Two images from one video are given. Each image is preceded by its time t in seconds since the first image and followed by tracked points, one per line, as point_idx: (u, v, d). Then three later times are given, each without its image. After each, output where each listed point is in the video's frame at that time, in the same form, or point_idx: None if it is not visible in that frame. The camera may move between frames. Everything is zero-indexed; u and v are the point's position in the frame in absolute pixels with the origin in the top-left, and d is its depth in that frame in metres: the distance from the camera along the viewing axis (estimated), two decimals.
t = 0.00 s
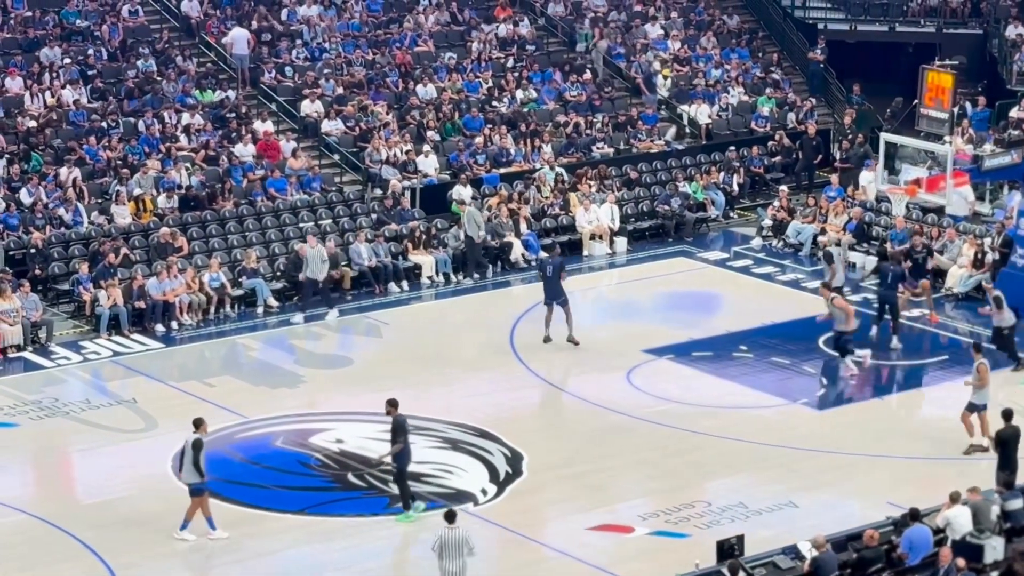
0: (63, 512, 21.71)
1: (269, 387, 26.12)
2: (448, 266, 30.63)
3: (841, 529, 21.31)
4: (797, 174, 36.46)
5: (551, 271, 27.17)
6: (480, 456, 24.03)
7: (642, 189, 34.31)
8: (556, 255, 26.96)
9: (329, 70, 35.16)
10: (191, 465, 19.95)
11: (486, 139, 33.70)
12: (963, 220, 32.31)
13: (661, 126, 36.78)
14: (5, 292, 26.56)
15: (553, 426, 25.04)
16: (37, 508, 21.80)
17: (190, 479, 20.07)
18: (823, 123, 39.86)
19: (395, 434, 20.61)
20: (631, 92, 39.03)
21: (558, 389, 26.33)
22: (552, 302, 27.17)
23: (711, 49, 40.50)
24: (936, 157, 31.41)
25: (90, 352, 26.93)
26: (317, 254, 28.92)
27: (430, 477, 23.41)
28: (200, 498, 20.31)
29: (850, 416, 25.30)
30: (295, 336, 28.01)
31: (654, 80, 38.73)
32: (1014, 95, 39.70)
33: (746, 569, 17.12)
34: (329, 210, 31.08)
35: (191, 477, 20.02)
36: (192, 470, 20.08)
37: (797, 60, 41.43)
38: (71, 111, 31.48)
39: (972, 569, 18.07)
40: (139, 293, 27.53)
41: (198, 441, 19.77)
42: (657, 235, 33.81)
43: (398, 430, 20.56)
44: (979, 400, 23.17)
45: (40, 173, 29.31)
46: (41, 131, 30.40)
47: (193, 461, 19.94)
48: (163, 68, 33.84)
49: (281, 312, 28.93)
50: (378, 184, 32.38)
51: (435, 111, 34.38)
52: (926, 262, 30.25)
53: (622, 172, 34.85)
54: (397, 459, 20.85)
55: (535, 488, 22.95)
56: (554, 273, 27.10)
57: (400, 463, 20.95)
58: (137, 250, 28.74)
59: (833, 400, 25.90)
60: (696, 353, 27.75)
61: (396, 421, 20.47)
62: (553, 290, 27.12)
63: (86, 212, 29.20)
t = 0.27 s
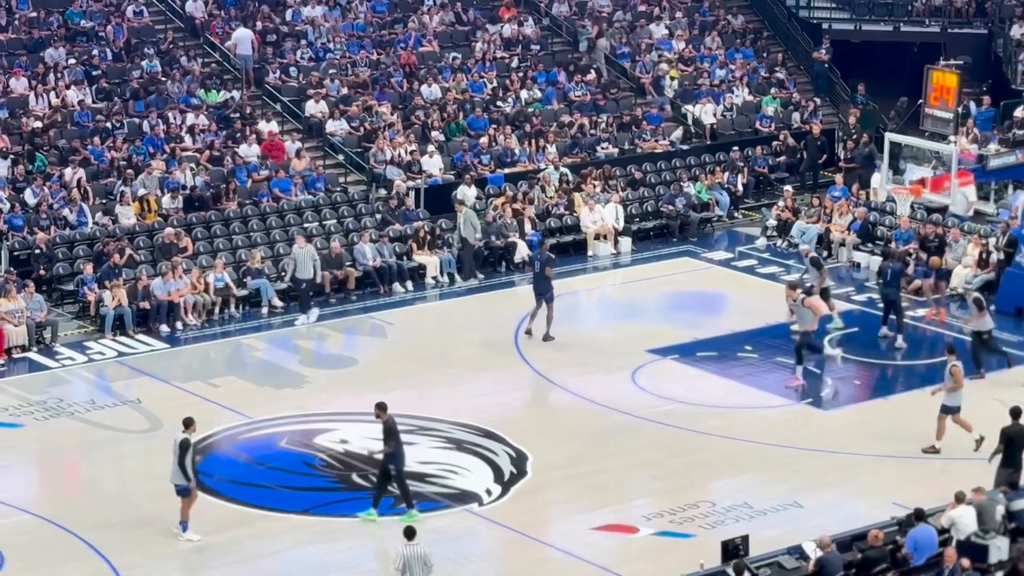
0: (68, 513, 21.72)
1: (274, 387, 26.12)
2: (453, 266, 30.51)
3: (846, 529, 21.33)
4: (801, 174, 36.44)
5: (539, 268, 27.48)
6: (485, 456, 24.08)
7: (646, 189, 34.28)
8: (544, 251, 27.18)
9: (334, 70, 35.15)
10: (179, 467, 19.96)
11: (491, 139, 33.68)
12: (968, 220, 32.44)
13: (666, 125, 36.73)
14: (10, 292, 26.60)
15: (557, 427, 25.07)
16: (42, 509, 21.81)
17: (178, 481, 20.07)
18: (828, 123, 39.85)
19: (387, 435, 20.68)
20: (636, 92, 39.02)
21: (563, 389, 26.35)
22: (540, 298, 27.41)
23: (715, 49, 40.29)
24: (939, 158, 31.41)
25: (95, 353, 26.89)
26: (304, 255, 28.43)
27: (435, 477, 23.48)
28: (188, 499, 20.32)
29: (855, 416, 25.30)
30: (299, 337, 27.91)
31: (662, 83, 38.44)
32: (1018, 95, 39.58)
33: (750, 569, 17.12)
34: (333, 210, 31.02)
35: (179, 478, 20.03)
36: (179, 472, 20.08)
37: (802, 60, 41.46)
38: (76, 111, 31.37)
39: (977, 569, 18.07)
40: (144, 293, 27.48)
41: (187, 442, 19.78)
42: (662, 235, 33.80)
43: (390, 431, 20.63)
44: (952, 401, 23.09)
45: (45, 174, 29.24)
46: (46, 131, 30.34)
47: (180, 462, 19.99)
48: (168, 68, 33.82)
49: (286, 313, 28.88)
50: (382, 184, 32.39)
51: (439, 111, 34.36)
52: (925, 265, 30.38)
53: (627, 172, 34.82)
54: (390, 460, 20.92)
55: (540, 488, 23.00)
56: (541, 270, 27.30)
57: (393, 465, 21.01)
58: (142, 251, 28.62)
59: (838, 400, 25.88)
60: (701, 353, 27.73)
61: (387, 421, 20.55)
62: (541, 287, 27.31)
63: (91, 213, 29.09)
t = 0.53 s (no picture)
0: (74, 512, 21.72)
1: (279, 385, 26.13)
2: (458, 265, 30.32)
3: (852, 527, 21.34)
4: (807, 173, 36.41)
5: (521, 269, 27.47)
6: (490, 455, 24.12)
7: (652, 187, 34.23)
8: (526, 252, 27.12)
9: (340, 69, 35.14)
10: (168, 466, 19.95)
11: (496, 138, 33.66)
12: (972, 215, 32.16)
13: (671, 124, 36.63)
14: (16, 290, 26.59)
15: (563, 426, 25.08)
16: (48, 507, 21.83)
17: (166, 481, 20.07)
18: (834, 122, 39.85)
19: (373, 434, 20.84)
20: (642, 90, 38.99)
21: (568, 387, 26.37)
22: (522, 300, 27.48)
23: (721, 48, 40.47)
24: (947, 156, 32.24)
25: (100, 351, 26.87)
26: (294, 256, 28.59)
27: (440, 476, 23.51)
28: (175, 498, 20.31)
29: (861, 414, 25.28)
30: (305, 336, 27.83)
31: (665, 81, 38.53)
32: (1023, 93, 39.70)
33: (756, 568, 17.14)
34: (339, 208, 30.97)
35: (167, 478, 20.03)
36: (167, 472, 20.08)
37: (808, 59, 41.41)
38: (81, 109, 31.27)
39: (983, 569, 18.07)
40: (150, 292, 27.38)
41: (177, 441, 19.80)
42: (667, 234, 33.69)
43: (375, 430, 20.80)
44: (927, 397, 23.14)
45: (51, 172, 29.10)
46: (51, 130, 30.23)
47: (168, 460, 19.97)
48: (174, 67, 33.79)
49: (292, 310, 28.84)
50: (388, 182, 32.37)
51: (445, 110, 34.32)
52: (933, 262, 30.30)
53: (632, 171, 34.79)
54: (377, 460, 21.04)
55: (545, 487, 23.05)
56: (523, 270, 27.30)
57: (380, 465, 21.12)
58: (148, 249, 28.42)
59: (843, 399, 25.87)
60: (708, 351, 27.70)
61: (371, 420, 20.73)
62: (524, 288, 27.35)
63: (96, 211, 28.92)
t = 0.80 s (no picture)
0: (85, 510, 21.79)
1: (287, 382, 26.16)
2: (467, 262, 30.27)
3: (860, 525, 21.38)
4: (816, 170, 36.38)
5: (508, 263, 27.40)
6: (497, 452, 24.17)
7: (660, 184, 34.23)
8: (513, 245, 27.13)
9: (348, 65, 35.12)
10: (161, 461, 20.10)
11: (504, 135, 33.63)
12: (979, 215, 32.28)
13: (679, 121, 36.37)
14: (24, 286, 26.53)
15: (571, 423, 25.11)
16: (58, 504, 21.88)
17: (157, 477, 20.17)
18: (842, 119, 39.86)
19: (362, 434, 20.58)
20: (649, 87, 39.00)
21: (575, 384, 26.40)
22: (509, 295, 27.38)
23: (728, 46, 40.16)
24: (954, 153, 32.59)
25: (108, 347, 26.89)
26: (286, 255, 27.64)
27: (448, 472, 23.55)
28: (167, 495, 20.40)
29: (869, 411, 25.31)
30: (313, 333, 27.79)
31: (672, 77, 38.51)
32: None
33: (763, 565, 17.20)
34: (347, 205, 30.87)
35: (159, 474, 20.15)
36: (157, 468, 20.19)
37: (816, 56, 41.49)
38: (90, 105, 31.30)
39: (990, 566, 18.06)
40: (157, 288, 27.29)
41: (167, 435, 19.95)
42: (675, 231, 33.65)
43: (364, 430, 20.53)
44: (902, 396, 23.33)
45: (59, 168, 28.94)
46: (60, 125, 30.19)
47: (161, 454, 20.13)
48: (182, 63, 33.77)
49: (300, 307, 28.84)
50: (395, 179, 32.27)
51: (453, 106, 34.31)
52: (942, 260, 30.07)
53: (640, 168, 34.75)
54: (366, 460, 20.79)
55: (553, 484, 23.10)
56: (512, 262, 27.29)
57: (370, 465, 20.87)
58: (155, 245, 28.38)
59: (850, 396, 25.90)
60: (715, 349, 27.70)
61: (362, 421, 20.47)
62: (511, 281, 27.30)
63: (104, 207, 28.78)
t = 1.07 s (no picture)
0: (99, 506, 21.86)
1: (297, 376, 26.17)
2: (477, 256, 30.00)
3: (869, 521, 21.39)
4: (826, 166, 36.34)
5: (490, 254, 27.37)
6: (507, 447, 24.19)
7: (670, 180, 34.22)
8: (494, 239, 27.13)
9: (358, 60, 35.10)
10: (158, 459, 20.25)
11: (515, 130, 33.61)
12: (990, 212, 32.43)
13: (689, 116, 36.60)
14: (35, 281, 26.55)
15: (581, 419, 25.12)
16: (70, 501, 21.95)
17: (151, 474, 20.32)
18: (853, 114, 39.84)
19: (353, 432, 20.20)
20: (660, 82, 38.99)
21: (585, 379, 26.41)
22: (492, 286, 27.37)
23: (740, 41, 40.59)
24: (964, 149, 32.14)
25: (119, 341, 26.89)
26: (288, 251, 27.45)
27: (457, 467, 23.58)
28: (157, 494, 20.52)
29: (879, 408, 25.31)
30: (322, 327, 27.77)
31: (682, 73, 38.47)
32: None
33: (773, 561, 17.21)
34: (358, 199, 30.83)
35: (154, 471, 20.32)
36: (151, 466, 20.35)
37: (827, 51, 41.51)
38: (101, 100, 31.19)
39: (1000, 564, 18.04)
40: (167, 283, 27.26)
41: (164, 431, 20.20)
42: (686, 226, 33.60)
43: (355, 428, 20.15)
44: (883, 393, 23.47)
45: (69, 162, 28.84)
46: (70, 120, 29.99)
47: (158, 453, 20.28)
48: (193, 56, 33.77)
49: (311, 302, 28.74)
50: (406, 174, 32.28)
51: (463, 101, 34.29)
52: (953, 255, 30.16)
53: (651, 163, 34.72)
54: (358, 460, 20.44)
55: (563, 479, 23.12)
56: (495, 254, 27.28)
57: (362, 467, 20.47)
58: (166, 240, 28.31)
59: (861, 391, 25.90)
60: (725, 345, 27.67)
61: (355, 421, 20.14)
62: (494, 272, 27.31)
63: (115, 202, 28.76)
